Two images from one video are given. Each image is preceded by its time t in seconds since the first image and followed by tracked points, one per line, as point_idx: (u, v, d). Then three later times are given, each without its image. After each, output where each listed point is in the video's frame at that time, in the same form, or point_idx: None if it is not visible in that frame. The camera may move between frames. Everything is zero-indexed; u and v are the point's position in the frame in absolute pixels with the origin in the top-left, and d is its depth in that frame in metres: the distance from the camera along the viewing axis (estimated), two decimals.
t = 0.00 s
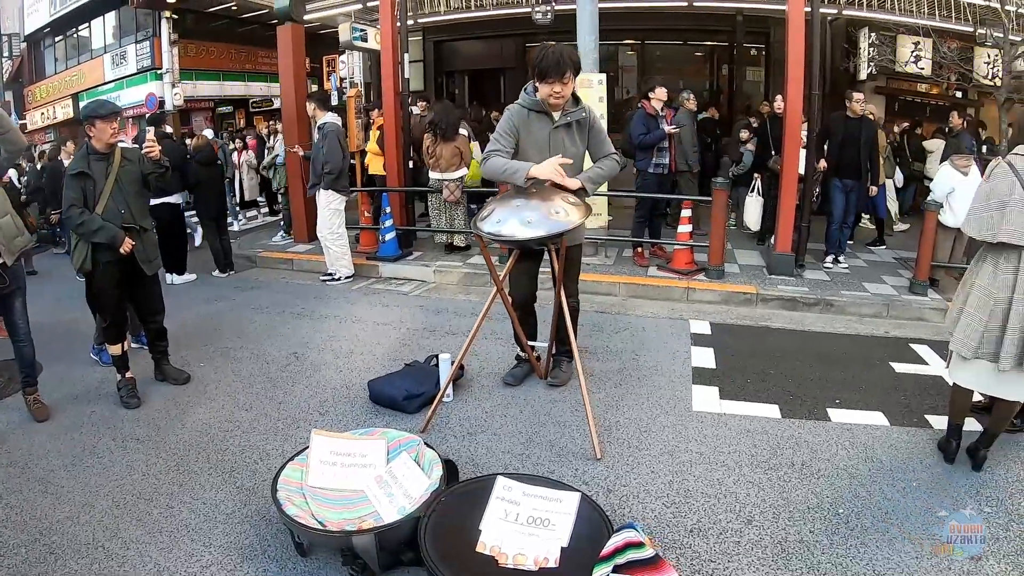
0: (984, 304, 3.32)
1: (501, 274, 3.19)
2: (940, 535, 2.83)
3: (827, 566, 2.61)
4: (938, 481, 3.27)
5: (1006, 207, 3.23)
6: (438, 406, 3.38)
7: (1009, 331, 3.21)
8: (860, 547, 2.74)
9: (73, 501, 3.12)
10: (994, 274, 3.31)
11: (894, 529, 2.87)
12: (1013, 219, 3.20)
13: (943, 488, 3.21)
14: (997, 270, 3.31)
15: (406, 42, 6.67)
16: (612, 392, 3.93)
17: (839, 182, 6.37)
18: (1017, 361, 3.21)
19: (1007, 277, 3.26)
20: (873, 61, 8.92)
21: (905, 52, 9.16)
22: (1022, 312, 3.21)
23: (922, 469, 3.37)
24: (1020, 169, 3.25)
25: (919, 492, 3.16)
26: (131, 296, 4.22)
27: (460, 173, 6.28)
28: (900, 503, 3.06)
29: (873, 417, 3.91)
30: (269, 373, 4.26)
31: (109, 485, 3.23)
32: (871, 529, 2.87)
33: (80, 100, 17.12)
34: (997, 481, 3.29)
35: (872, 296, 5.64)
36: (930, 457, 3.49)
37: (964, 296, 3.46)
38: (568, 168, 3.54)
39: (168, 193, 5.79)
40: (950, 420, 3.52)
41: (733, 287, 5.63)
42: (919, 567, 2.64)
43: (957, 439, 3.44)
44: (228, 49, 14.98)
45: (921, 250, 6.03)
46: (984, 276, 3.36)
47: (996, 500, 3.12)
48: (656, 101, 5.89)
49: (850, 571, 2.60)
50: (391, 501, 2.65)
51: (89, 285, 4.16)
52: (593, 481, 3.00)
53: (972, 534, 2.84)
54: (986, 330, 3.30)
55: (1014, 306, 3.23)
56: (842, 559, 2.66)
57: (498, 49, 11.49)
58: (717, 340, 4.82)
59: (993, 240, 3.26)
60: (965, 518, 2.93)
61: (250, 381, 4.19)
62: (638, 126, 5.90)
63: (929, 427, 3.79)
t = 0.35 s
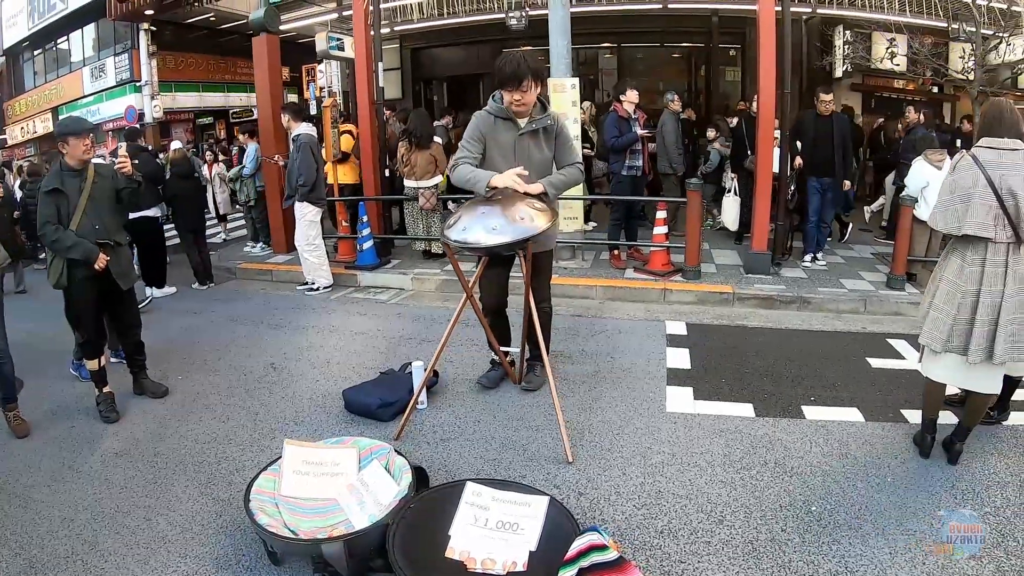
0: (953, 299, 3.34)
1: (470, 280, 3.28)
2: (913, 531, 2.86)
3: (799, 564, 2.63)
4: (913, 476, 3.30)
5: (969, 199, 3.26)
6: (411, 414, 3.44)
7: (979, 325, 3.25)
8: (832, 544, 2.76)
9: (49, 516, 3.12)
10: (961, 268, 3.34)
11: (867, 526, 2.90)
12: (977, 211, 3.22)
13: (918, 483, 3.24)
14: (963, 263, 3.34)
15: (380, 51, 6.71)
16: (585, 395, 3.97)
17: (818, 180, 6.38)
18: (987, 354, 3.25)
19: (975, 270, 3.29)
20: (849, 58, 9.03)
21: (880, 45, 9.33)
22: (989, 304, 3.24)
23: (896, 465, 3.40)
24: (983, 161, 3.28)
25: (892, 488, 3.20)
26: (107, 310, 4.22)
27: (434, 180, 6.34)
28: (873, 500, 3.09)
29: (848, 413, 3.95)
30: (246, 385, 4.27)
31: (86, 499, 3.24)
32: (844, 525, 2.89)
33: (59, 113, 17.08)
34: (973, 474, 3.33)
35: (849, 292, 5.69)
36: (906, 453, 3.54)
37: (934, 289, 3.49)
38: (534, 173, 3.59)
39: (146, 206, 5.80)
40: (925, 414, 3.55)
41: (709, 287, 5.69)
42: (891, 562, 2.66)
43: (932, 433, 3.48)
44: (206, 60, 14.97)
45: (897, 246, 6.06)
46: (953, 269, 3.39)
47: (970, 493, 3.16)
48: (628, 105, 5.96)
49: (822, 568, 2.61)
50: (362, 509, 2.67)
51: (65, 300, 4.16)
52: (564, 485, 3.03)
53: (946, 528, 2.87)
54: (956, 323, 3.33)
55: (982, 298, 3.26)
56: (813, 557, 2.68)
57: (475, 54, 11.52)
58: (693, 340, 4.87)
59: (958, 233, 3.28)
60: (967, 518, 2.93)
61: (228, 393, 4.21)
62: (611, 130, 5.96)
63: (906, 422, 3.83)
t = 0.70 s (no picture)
0: (930, 295, 3.31)
1: (450, 289, 3.33)
2: (894, 530, 2.86)
3: (778, 566, 2.63)
4: (896, 476, 3.31)
5: (943, 197, 3.21)
6: (393, 423, 3.52)
7: (956, 321, 3.23)
8: (811, 545, 2.76)
9: (35, 529, 3.13)
10: (938, 264, 3.30)
11: (849, 526, 2.90)
12: (951, 208, 3.18)
13: (901, 483, 3.24)
14: (939, 259, 3.30)
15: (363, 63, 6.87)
16: (567, 402, 4.01)
17: (805, 182, 6.40)
18: (964, 352, 3.22)
19: (950, 267, 3.26)
20: (833, 59, 9.10)
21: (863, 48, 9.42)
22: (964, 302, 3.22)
23: (880, 465, 3.41)
24: (955, 158, 3.25)
25: (874, 487, 3.21)
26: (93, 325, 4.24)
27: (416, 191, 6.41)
28: (854, 500, 3.10)
29: (833, 413, 3.96)
30: (232, 398, 4.31)
31: (73, 512, 3.25)
32: (824, 525, 2.90)
33: (48, 128, 17.14)
34: (957, 472, 3.34)
35: (834, 293, 5.73)
36: (890, 452, 3.54)
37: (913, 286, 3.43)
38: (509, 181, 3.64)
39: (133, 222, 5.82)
40: (908, 412, 3.55)
41: (693, 291, 5.74)
42: (872, 562, 2.66)
43: (915, 431, 3.48)
44: (194, 73, 15.05)
45: (881, 245, 6.07)
46: (930, 266, 3.34)
47: (953, 491, 3.16)
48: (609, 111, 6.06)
49: (801, 570, 2.61)
50: (342, 518, 2.70)
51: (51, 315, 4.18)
52: (543, 491, 3.07)
53: (929, 529, 2.87)
54: (934, 320, 3.30)
55: (958, 296, 3.23)
56: (793, 559, 2.68)
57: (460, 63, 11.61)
58: (677, 345, 4.91)
59: (932, 230, 3.24)
60: (966, 518, 2.93)
61: (214, 406, 4.24)
62: (591, 136, 6.06)
63: (889, 421, 3.85)
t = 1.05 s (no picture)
0: (922, 298, 3.31)
1: (443, 294, 3.34)
2: (887, 534, 2.85)
3: (769, 570, 2.62)
4: (889, 479, 3.29)
5: (934, 197, 3.23)
6: (387, 428, 3.55)
7: (948, 323, 3.21)
8: (804, 549, 2.75)
9: (30, 532, 3.15)
10: (929, 268, 3.31)
11: (842, 530, 2.89)
12: (941, 210, 3.19)
13: (894, 486, 3.23)
14: (930, 262, 3.31)
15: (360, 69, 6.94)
16: (560, 406, 4.03)
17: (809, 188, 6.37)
18: (957, 354, 3.21)
19: (942, 269, 3.26)
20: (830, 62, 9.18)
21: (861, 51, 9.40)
22: (956, 305, 3.21)
23: (874, 469, 3.40)
24: (945, 159, 3.26)
25: (869, 490, 3.20)
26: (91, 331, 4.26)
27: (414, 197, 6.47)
28: (848, 503, 3.09)
29: (828, 417, 3.95)
30: (229, 403, 4.34)
31: (68, 515, 3.27)
32: (816, 529, 2.89)
33: (49, 135, 17.25)
34: (951, 475, 3.33)
35: (832, 296, 5.73)
36: (884, 455, 3.52)
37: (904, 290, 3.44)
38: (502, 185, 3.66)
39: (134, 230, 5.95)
40: (902, 415, 3.52)
41: (690, 295, 5.76)
42: (864, 566, 2.65)
43: (910, 434, 3.46)
44: (195, 80, 15.15)
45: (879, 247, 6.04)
46: (922, 268, 3.35)
47: (947, 494, 3.15)
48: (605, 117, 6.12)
49: (792, 574, 2.60)
50: (334, 521, 2.71)
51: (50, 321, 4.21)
52: (535, 495, 3.09)
53: (921, 532, 2.86)
54: (925, 322, 3.30)
55: (950, 297, 3.22)
56: (784, 563, 2.67)
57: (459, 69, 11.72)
58: (672, 349, 4.92)
59: (924, 231, 3.25)
60: (965, 517, 2.95)
61: (211, 410, 4.27)
62: (586, 142, 6.16)
63: (884, 424, 3.84)
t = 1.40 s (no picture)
0: (917, 295, 3.31)
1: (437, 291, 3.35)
2: (882, 532, 2.84)
3: (761, 567, 2.61)
4: (884, 477, 3.28)
5: (928, 193, 3.23)
6: (381, 425, 3.57)
7: (944, 320, 3.20)
8: (797, 547, 2.74)
9: (26, 528, 3.17)
10: (924, 265, 3.30)
11: (836, 528, 2.88)
12: (933, 207, 3.20)
13: (889, 484, 3.22)
14: (925, 259, 3.31)
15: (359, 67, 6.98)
16: (555, 404, 4.03)
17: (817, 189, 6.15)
18: (952, 351, 3.20)
19: (937, 265, 3.25)
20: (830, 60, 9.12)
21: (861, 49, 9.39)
22: (952, 302, 3.20)
23: (869, 467, 3.38)
24: (940, 155, 3.26)
25: (864, 488, 3.19)
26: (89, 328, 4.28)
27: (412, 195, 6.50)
28: (842, 501, 3.08)
29: (824, 415, 3.94)
30: (226, 401, 4.36)
31: (65, 511, 3.29)
32: (810, 527, 2.88)
33: (50, 135, 17.31)
34: (947, 473, 3.31)
35: (830, 295, 5.71)
36: (881, 453, 3.51)
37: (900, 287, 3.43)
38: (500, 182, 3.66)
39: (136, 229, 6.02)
40: (897, 413, 3.51)
41: (687, 294, 5.77)
42: (858, 564, 2.63)
43: (906, 432, 3.44)
44: (195, 80, 15.19)
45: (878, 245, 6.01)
46: (917, 265, 3.34)
47: (942, 491, 3.14)
48: (603, 115, 6.16)
49: (785, 572, 2.59)
50: (326, 517, 2.72)
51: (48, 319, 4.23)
52: (528, 493, 3.10)
53: (916, 530, 2.85)
54: (919, 319, 3.30)
55: (945, 294, 3.22)
56: (777, 561, 2.66)
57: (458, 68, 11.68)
58: (669, 347, 4.92)
59: (919, 228, 3.25)
60: (965, 517, 2.92)
61: (208, 408, 4.29)
62: (584, 140, 6.21)
63: (880, 422, 3.82)
